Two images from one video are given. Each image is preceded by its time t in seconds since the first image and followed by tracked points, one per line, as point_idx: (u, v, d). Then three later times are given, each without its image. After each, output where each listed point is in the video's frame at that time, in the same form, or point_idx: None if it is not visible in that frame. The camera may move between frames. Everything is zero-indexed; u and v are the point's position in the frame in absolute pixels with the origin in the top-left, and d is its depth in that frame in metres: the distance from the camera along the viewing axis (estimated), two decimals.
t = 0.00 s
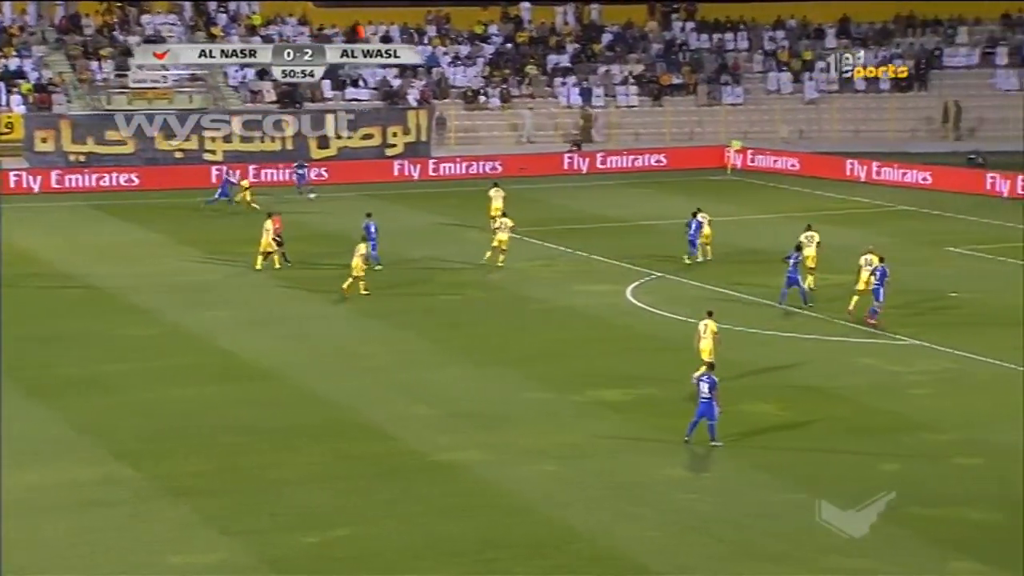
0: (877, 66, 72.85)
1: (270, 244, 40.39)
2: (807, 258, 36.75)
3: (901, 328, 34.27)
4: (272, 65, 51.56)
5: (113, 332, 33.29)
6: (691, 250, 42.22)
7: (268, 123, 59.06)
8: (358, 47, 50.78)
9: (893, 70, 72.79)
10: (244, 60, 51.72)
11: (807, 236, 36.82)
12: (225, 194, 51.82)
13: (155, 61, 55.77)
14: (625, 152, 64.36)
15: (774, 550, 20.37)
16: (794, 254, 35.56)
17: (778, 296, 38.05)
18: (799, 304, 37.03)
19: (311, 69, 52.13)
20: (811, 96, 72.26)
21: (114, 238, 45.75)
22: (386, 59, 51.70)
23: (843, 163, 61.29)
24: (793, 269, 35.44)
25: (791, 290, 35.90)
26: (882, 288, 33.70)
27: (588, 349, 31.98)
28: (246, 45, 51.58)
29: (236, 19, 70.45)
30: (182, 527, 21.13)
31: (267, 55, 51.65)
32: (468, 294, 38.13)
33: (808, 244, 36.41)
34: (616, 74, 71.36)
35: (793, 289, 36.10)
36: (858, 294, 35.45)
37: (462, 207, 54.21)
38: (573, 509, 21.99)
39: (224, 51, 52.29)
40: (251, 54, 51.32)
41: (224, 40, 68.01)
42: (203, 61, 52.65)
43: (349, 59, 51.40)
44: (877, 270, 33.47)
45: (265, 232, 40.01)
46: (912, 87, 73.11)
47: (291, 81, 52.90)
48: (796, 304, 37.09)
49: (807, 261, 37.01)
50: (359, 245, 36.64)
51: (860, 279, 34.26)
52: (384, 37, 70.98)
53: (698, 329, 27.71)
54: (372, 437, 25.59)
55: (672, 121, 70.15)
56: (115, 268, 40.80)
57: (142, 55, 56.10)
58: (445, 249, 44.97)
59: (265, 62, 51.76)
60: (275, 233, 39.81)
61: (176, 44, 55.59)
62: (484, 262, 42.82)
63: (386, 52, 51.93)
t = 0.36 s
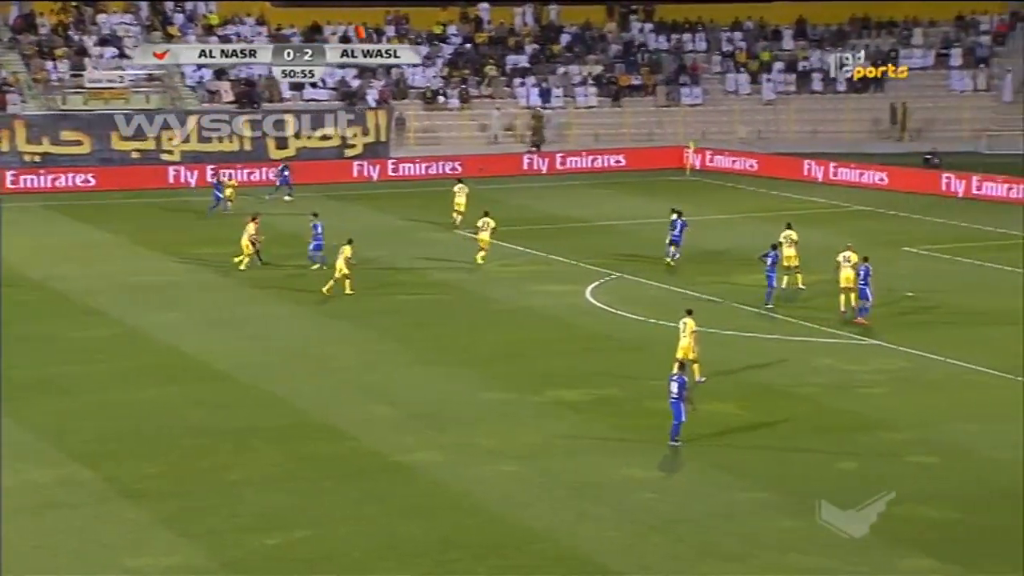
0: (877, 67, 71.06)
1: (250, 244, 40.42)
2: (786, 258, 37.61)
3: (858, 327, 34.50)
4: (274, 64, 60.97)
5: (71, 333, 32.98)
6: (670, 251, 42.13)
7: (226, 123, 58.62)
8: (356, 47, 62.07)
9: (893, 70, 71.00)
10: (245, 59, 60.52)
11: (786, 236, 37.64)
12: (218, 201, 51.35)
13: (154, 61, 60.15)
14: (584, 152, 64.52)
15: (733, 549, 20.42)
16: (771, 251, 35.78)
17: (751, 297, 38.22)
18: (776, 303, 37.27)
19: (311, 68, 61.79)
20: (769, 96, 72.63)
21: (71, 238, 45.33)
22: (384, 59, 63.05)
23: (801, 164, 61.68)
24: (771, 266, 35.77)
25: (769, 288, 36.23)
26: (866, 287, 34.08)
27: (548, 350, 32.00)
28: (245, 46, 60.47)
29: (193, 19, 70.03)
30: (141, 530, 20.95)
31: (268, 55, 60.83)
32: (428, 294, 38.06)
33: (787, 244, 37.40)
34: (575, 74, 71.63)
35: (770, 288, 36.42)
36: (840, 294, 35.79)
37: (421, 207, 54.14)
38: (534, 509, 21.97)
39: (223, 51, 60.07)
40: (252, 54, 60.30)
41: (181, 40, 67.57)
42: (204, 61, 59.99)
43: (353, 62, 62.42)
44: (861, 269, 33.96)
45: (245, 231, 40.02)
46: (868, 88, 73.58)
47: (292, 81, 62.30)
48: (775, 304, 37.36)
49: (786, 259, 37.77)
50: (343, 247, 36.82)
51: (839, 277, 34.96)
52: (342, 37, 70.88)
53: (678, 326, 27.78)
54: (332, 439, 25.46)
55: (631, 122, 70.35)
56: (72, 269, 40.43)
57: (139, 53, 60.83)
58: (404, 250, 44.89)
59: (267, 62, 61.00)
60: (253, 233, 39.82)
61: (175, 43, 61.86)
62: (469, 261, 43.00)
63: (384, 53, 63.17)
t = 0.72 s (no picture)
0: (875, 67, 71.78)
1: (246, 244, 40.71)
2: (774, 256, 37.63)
3: (826, 327, 34.64)
4: (274, 64, 61.97)
5: (39, 334, 32.73)
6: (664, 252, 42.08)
7: (195, 124, 58.21)
8: (356, 48, 63.07)
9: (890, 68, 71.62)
10: (246, 59, 62.08)
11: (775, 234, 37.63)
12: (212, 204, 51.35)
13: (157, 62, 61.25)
14: (554, 152, 64.54)
15: (703, 548, 20.46)
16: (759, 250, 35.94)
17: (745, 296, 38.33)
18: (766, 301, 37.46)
19: (311, 69, 62.71)
20: (738, 97, 72.79)
21: (38, 239, 44.99)
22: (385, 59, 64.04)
23: (770, 164, 61.89)
24: (758, 266, 35.99)
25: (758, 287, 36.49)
26: (860, 287, 34.29)
27: (518, 350, 31.99)
28: (245, 47, 61.81)
29: (160, 19, 69.68)
30: (109, 532, 20.82)
31: (270, 55, 62.16)
32: (398, 295, 37.98)
33: (776, 241, 37.46)
34: (545, 75, 71.71)
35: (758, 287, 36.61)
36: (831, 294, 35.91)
37: (390, 207, 54.02)
38: (504, 510, 21.94)
39: (224, 52, 61.75)
40: (252, 54, 61.45)
41: (148, 39, 67.14)
42: (205, 61, 61.64)
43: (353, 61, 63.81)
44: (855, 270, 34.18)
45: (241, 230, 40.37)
46: (836, 89, 73.74)
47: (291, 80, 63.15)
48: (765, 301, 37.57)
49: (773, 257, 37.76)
50: (341, 245, 36.99)
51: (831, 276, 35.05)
52: (311, 37, 70.74)
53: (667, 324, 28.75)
54: (302, 439, 25.36)
55: (601, 122, 70.41)
56: (40, 270, 40.13)
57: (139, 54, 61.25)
58: (373, 250, 44.80)
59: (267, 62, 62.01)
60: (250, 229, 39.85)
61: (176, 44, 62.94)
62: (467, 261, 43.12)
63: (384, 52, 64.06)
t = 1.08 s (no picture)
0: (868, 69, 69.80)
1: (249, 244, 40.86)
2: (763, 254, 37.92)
3: (801, 326, 34.74)
4: (275, 65, 62.79)
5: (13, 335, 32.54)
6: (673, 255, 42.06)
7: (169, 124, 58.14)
8: (355, 49, 63.94)
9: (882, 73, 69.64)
10: (245, 59, 62.48)
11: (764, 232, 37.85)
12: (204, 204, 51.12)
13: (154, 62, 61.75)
14: (530, 152, 64.54)
15: (677, 548, 20.48)
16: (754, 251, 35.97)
17: (734, 296, 38.40)
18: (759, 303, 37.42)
19: (310, 68, 63.15)
20: (713, 97, 72.81)
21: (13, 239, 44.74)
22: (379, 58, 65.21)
23: (745, 164, 62.07)
24: (753, 267, 35.82)
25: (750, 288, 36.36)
26: (859, 289, 34.41)
27: (494, 350, 31.99)
28: (245, 47, 62.45)
29: (134, 18, 69.44)
30: (83, 534, 20.71)
31: (269, 55, 62.65)
32: (374, 295, 37.92)
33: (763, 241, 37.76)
34: (520, 75, 71.84)
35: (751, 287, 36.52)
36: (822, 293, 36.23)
37: (366, 207, 53.92)
38: (480, 510, 21.92)
39: (224, 52, 62.08)
40: (252, 54, 62.20)
41: (122, 39, 66.88)
42: (203, 60, 62.03)
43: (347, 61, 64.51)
44: (853, 271, 34.33)
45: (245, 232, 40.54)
46: (811, 89, 73.86)
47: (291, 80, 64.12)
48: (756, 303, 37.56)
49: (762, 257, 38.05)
50: (341, 247, 37.07)
51: (824, 275, 35.49)
52: (286, 36, 70.73)
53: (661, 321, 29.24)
54: (277, 440, 25.28)
55: (577, 122, 70.42)
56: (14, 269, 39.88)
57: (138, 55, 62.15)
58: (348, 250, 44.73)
59: (267, 62, 62.89)
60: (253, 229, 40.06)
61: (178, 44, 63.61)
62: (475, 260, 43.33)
63: (381, 52, 64.47)
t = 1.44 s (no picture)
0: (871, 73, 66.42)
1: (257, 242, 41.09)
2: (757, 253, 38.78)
3: (775, 326, 34.86)
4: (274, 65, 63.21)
5: None
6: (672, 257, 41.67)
7: (143, 125, 57.79)
8: (357, 49, 63.82)
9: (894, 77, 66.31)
10: (245, 58, 62.65)
11: (756, 232, 38.56)
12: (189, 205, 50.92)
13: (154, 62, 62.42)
14: (505, 152, 64.50)
15: (651, 548, 20.51)
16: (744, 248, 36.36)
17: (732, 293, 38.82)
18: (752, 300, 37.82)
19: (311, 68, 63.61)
20: (687, 97, 72.71)
21: None
22: (384, 58, 66.17)
23: (719, 164, 62.21)
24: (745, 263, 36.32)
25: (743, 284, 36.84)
26: (856, 288, 34.34)
27: (470, 350, 31.98)
28: (245, 47, 62.54)
29: (106, 17, 69.16)
30: (55, 535, 20.60)
31: (268, 55, 63.01)
32: (349, 295, 37.85)
33: (755, 240, 38.51)
34: (495, 75, 71.91)
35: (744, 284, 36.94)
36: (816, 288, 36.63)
37: (341, 207, 53.84)
38: (455, 510, 21.91)
39: (225, 52, 62.69)
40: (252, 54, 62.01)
41: (95, 39, 66.65)
42: (205, 60, 62.87)
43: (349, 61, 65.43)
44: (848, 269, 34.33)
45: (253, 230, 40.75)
46: (784, 90, 73.91)
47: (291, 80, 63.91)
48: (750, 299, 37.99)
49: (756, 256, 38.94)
50: (347, 245, 37.32)
51: (816, 270, 35.68)
52: (260, 36, 70.66)
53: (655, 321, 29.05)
54: (252, 440, 25.21)
55: (551, 122, 70.44)
56: None
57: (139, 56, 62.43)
58: (323, 250, 44.67)
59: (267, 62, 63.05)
60: (260, 232, 40.69)
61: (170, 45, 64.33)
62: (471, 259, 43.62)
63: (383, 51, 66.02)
